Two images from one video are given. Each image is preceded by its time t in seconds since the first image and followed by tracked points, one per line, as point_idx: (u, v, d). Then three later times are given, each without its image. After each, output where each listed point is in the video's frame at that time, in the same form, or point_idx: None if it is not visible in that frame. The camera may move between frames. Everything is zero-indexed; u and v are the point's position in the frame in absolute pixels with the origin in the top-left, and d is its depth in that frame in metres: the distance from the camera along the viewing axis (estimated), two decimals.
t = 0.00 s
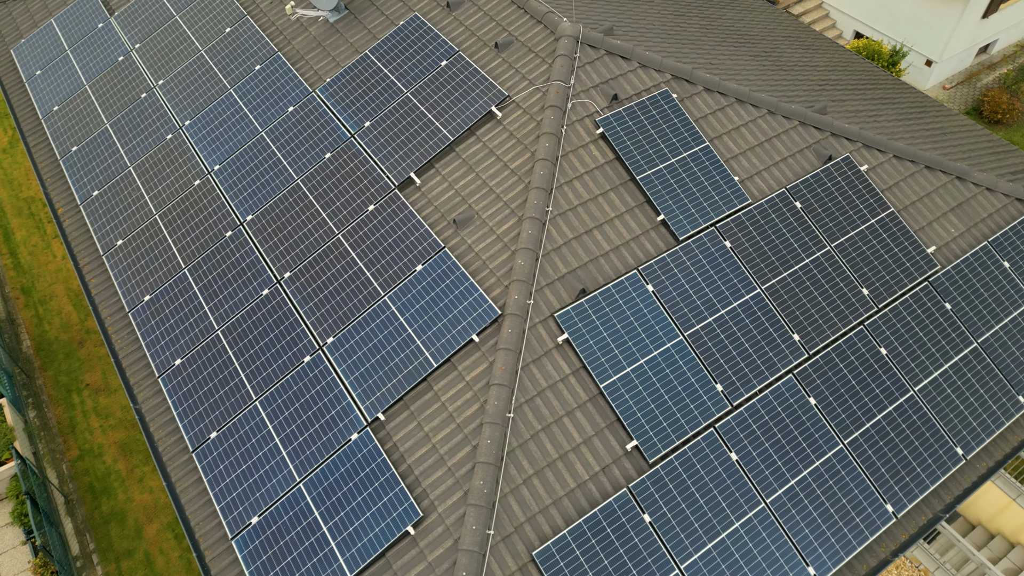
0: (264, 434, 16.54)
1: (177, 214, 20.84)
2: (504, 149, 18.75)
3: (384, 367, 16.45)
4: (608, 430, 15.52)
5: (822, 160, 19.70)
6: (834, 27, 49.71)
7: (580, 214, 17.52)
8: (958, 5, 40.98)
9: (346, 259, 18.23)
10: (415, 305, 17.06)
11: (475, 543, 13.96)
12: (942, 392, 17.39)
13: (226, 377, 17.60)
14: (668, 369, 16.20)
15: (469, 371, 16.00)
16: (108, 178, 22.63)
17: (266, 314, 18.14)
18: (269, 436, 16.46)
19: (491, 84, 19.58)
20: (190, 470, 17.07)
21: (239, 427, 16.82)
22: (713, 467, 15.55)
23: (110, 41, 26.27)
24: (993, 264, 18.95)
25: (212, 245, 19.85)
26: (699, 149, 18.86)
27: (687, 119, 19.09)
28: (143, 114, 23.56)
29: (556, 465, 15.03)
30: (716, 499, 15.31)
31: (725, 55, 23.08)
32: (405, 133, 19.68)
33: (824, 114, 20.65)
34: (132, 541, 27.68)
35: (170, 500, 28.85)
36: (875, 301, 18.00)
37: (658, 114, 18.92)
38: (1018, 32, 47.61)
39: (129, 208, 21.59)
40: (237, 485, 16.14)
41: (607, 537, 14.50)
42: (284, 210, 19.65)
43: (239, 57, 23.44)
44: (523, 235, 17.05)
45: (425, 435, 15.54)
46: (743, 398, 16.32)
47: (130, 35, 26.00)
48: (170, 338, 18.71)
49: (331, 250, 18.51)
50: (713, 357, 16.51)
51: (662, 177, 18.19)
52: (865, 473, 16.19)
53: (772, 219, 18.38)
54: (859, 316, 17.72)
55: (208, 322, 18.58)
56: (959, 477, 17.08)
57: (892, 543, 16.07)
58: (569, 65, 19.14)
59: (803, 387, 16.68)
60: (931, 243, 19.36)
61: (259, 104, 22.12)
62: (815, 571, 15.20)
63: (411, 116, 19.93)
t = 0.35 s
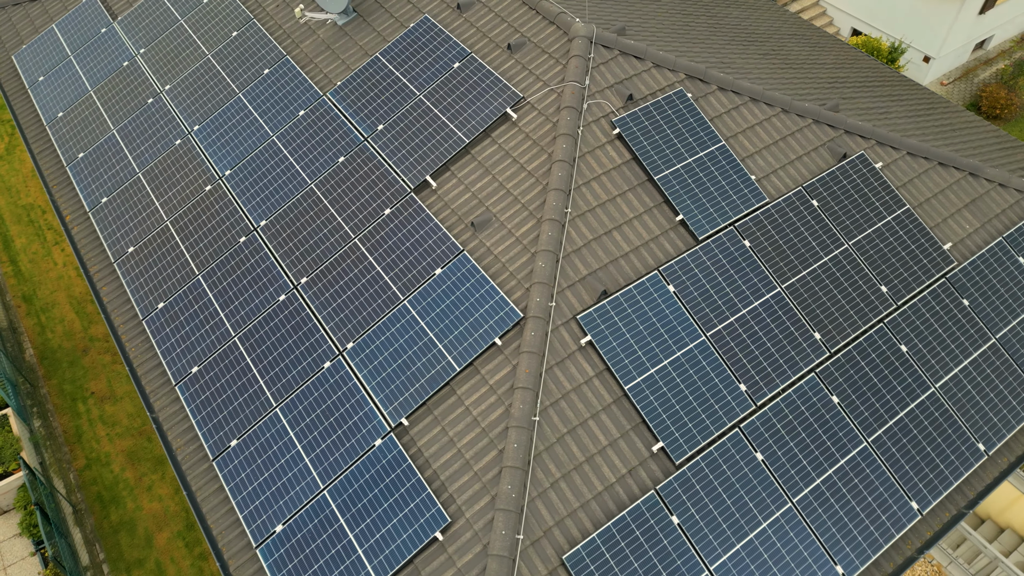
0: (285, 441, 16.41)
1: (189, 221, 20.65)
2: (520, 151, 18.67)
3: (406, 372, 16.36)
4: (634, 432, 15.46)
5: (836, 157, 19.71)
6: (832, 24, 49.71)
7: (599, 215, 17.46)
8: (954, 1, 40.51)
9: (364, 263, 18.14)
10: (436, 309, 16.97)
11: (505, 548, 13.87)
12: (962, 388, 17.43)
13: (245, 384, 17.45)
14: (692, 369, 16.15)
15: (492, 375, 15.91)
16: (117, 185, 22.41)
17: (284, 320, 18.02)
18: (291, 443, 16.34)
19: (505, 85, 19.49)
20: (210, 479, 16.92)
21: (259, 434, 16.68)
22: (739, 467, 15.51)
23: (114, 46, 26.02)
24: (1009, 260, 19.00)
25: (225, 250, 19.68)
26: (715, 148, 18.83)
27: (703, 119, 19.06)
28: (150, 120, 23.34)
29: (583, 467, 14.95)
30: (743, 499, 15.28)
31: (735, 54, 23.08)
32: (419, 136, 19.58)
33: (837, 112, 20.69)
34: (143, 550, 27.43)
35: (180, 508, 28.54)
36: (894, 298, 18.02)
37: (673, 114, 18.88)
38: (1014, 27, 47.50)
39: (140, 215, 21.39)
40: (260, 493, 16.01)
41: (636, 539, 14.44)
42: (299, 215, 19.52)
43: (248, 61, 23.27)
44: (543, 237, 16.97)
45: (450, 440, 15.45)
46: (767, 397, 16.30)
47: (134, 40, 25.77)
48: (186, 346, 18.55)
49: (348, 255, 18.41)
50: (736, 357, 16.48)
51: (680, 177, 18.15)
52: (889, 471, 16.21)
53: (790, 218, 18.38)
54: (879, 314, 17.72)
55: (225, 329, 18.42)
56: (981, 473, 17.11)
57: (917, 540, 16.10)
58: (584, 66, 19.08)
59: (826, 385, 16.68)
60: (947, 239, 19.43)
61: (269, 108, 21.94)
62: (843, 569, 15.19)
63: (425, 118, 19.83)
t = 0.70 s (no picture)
0: (311, 448, 16.28)
1: (203, 228, 20.44)
2: (539, 152, 18.58)
3: (431, 377, 16.24)
4: (663, 434, 15.40)
5: (853, 155, 19.74)
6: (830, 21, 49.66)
7: (621, 216, 17.38)
8: None
9: (384, 268, 18.03)
10: (459, 313, 16.85)
11: (539, 553, 13.77)
12: (985, 384, 17.46)
13: (267, 391, 17.30)
14: (718, 370, 16.11)
15: (519, 378, 15.81)
16: (126, 192, 22.16)
17: (304, 327, 17.88)
18: (316, 451, 16.20)
19: (522, 87, 19.41)
20: (234, 489, 16.75)
21: (284, 442, 16.53)
22: (769, 467, 15.47)
23: (119, 52, 25.73)
24: None
25: (241, 257, 19.50)
26: (734, 147, 18.81)
27: (721, 118, 19.03)
28: (159, 126, 23.10)
29: (613, 471, 14.88)
30: (774, 499, 15.24)
31: (747, 52, 23.11)
32: (435, 139, 19.47)
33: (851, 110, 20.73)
34: (155, 560, 27.13)
35: (193, 516, 28.19)
36: (915, 294, 18.05)
37: (691, 114, 18.84)
38: (1010, 22, 46.58)
39: (152, 223, 21.17)
40: (286, 502, 15.86)
41: (669, 541, 14.37)
42: (316, 220, 19.38)
43: (257, 66, 23.08)
44: (566, 239, 16.87)
45: (478, 445, 15.33)
46: (793, 396, 16.27)
47: (140, 45, 25.51)
48: (204, 354, 18.34)
49: (367, 260, 18.30)
50: (762, 356, 16.45)
51: (700, 176, 18.11)
52: (916, 467, 16.22)
53: (809, 215, 18.39)
54: (901, 311, 17.73)
55: (244, 336, 18.25)
56: (1006, 468, 17.12)
57: (946, 537, 16.12)
58: (600, 66, 19.02)
59: (851, 383, 16.68)
60: (965, 235, 19.47)
61: (281, 113, 21.76)
62: (875, 568, 15.17)
63: (441, 121, 19.72)
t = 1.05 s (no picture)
0: (335, 455, 16.16)
1: (216, 234, 20.24)
2: (557, 154, 18.49)
3: (455, 381, 16.14)
4: (690, 435, 15.36)
5: (868, 153, 19.75)
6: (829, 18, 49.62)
7: (641, 217, 17.32)
8: None
9: (403, 272, 17.93)
10: (481, 317, 16.75)
11: (572, 558, 13.70)
12: (1007, 380, 17.46)
13: (288, 398, 17.17)
14: (743, 370, 16.08)
15: (544, 382, 15.72)
16: (137, 199, 21.94)
17: (324, 332, 17.76)
18: (341, 458, 16.08)
19: (538, 89, 19.33)
20: (257, 497, 16.61)
21: (307, 449, 16.40)
22: (796, 467, 15.45)
23: (124, 57, 25.47)
24: None
25: (257, 263, 19.33)
26: (751, 146, 18.78)
27: (737, 117, 19.00)
28: (169, 132, 22.88)
29: (642, 473, 14.82)
30: (802, 498, 15.23)
31: (758, 51, 23.10)
32: (451, 142, 19.37)
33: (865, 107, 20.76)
34: (167, 570, 26.82)
35: (204, 524, 27.77)
36: (934, 291, 18.07)
37: (708, 113, 18.81)
38: (1005, 18, 45.48)
39: (164, 229, 20.97)
40: (312, 510, 15.74)
41: (701, 543, 14.32)
42: (332, 225, 19.26)
43: (267, 70, 22.92)
44: (587, 241, 16.79)
45: (505, 449, 15.24)
46: (818, 396, 16.25)
47: (146, 50, 25.26)
48: (222, 361, 18.17)
49: (386, 264, 18.20)
50: (786, 356, 16.43)
51: (719, 176, 18.07)
52: (941, 464, 16.24)
53: (828, 214, 18.39)
54: (921, 308, 17.74)
55: (263, 342, 18.10)
56: None
57: (972, 533, 16.15)
58: (616, 67, 18.95)
59: (875, 381, 16.68)
60: (981, 231, 19.51)
61: (292, 118, 21.59)
62: (904, 566, 15.16)
63: (456, 123, 19.61)
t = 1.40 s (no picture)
0: (363, 462, 16.02)
1: (232, 240, 20.07)
2: (577, 155, 18.40)
3: (483, 385, 16.03)
4: (721, 436, 15.31)
5: (886, 150, 19.77)
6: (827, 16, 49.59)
7: (664, 217, 17.26)
8: None
9: (426, 276, 17.81)
10: (507, 320, 16.65)
11: (609, 561, 13.61)
12: None
13: (313, 405, 17.03)
14: (772, 369, 16.04)
15: (574, 384, 15.63)
16: (149, 206, 21.71)
17: (347, 338, 17.62)
18: (369, 464, 15.95)
19: (556, 90, 19.24)
20: (284, 506, 16.46)
21: (334, 456, 16.27)
22: (828, 465, 15.42)
23: (131, 63, 25.19)
24: None
25: (276, 269, 19.17)
26: (772, 144, 18.76)
27: (756, 116, 18.99)
28: (180, 138, 22.66)
29: (675, 475, 14.76)
30: (834, 497, 15.21)
31: (771, 49, 23.11)
32: (469, 144, 19.26)
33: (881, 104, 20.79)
34: None
35: (218, 532, 26.92)
36: (956, 287, 18.11)
37: (727, 112, 18.78)
38: (1000, 14, 44.37)
39: (178, 237, 20.76)
40: (341, 517, 15.60)
41: (736, 544, 14.28)
42: (351, 229, 19.12)
43: (278, 74, 22.75)
44: (612, 242, 16.70)
45: (536, 453, 15.15)
46: (847, 394, 16.23)
47: (153, 55, 25.00)
48: (244, 369, 18.02)
49: (407, 268, 18.08)
50: (813, 355, 16.42)
51: (740, 175, 18.04)
52: (970, 460, 16.26)
53: (849, 212, 18.40)
54: (944, 304, 17.76)
55: (285, 349, 17.96)
56: None
57: (1002, 528, 16.16)
58: (635, 67, 18.89)
59: (902, 378, 16.69)
60: (999, 226, 19.57)
61: (306, 122, 21.43)
62: (937, 562, 15.15)
63: (474, 126, 19.51)
